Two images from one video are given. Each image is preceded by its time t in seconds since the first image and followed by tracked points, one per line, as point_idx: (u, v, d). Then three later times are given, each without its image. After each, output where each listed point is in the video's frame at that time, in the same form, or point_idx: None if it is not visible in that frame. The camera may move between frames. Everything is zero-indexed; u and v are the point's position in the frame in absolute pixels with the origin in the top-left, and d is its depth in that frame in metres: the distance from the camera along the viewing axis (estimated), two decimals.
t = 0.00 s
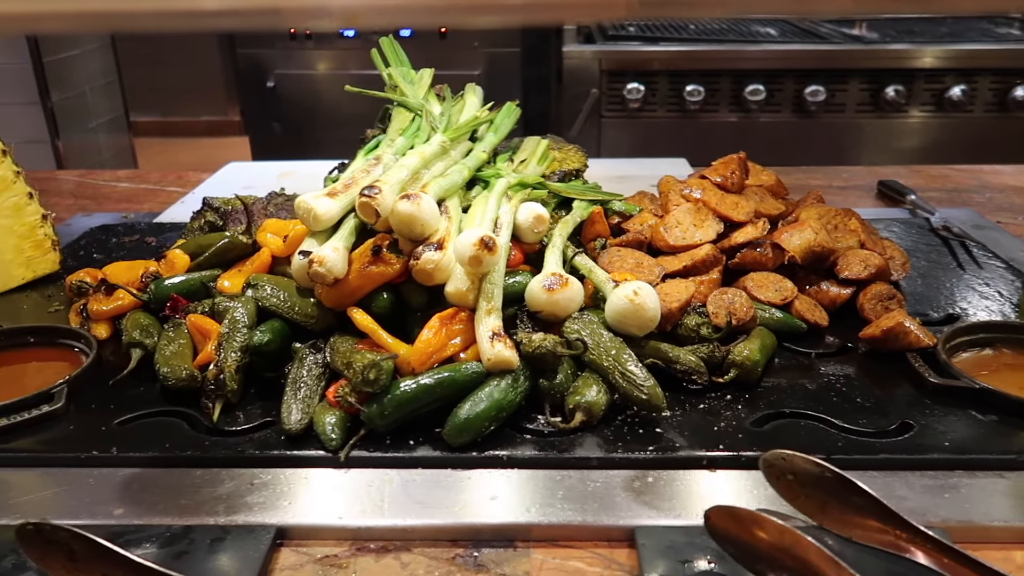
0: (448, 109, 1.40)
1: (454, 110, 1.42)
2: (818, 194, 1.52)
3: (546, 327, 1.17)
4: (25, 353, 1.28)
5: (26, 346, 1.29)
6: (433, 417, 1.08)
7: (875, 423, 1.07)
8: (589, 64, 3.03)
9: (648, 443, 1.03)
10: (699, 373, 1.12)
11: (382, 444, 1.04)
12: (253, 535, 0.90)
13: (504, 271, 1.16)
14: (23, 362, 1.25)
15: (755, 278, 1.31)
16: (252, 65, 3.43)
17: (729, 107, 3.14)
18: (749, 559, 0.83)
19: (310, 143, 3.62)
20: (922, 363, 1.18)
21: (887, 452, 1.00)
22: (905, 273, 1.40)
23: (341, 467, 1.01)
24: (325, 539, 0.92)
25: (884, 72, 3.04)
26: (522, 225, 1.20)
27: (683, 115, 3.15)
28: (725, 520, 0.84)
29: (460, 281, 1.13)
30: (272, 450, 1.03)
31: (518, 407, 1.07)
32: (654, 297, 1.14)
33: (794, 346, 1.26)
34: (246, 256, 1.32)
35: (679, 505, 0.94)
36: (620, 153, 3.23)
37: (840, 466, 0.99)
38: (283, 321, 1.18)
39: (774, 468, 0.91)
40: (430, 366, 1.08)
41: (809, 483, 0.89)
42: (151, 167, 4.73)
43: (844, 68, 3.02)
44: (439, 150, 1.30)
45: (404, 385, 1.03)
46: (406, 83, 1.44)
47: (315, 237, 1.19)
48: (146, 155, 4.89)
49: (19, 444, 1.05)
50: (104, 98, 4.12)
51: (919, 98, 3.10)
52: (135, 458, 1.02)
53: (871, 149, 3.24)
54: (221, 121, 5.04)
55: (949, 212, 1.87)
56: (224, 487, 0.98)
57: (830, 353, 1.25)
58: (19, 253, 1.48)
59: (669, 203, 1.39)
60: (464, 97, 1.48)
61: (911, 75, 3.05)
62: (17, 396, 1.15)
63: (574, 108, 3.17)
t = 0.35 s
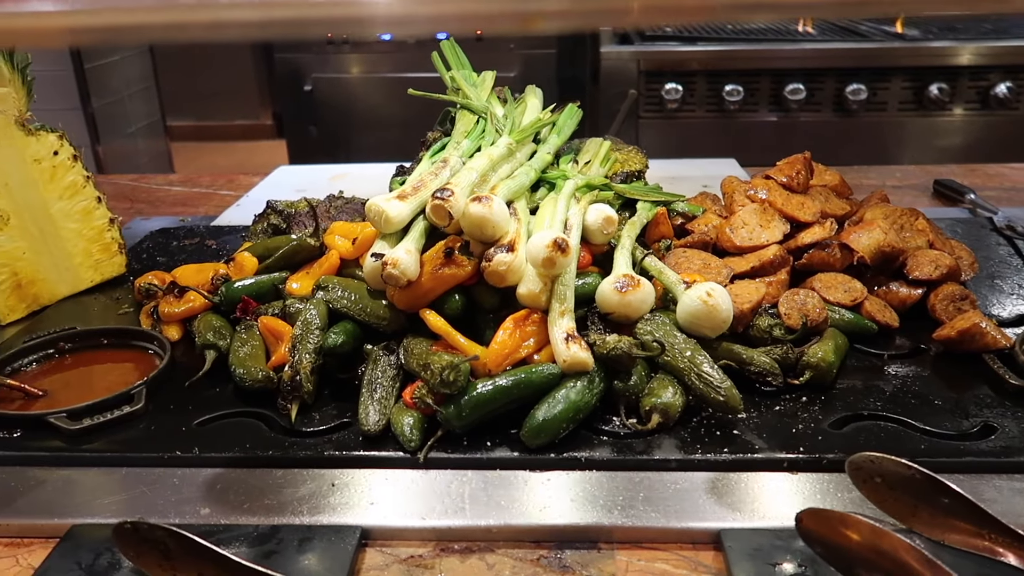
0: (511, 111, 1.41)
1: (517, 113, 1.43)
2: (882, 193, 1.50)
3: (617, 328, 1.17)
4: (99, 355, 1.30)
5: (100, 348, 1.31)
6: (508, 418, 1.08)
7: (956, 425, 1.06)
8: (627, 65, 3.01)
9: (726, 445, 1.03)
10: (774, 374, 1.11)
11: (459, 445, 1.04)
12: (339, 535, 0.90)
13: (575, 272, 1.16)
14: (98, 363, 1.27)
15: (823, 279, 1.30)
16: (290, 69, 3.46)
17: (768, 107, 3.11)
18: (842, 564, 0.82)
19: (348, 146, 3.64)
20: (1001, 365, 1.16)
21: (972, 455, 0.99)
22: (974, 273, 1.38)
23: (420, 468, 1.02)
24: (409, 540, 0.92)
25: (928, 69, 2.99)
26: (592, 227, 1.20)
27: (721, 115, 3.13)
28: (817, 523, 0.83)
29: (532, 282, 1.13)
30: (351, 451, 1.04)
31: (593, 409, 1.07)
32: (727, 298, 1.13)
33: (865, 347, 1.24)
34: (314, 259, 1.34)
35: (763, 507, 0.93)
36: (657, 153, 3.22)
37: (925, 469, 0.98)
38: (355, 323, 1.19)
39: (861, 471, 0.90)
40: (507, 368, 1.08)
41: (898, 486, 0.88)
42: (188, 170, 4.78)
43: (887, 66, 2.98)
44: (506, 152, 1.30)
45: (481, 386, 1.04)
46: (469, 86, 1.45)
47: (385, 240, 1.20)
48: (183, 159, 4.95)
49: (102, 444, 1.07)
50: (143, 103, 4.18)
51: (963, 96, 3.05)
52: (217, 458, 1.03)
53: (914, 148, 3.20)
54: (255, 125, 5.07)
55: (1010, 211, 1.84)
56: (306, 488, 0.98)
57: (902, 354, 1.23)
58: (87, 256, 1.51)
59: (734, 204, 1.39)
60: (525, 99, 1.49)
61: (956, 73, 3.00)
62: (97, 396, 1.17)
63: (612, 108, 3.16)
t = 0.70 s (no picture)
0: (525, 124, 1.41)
1: (530, 126, 1.43)
2: (893, 200, 1.51)
3: (638, 339, 1.17)
4: (117, 373, 1.30)
5: (117, 366, 1.31)
6: (532, 431, 1.08)
7: (979, 431, 1.06)
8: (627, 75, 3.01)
9: (752, 455, 1.03)
10: (795, 383, 1.11)
11: (485, 459, 1.04)
12: (370, 551, 0.90)
13: (595, 284, 1.16)
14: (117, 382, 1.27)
15: (839, 287, 1.30)
16: (289, 83, 3.46)
17: (767, 114, 3.11)
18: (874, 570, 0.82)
19: (348, 158, 3.63)
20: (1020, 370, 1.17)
21: (998, 461, 0.99)
22: (987, 278, 1.40)
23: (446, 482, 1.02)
24: (439, 555, 0.92)
25: (926, 75, 3.01)
26: (610, 239, 1.20)
27: (722, 123, 3.14)
28: (852, 533, 0.83)
29: (553, 295, 1.13)
30: (377, 466, 1.04)
31: (617, 420, 1.07)
32: (747, 308, 1.14)
33: (883, 354, 1.25)
34: (331, 274, 1.35)
35: (792, 517, 0.93)
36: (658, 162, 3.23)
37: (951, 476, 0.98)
38: (376, 338, 1.19)
39: (889, 479, 0.91)
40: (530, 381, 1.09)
41: (927, 493, 0.89)
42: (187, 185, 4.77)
43: (885, 72, 2.99)
44: (522, 165, 1.31)
45: (505, 399, 1.04)
46: (483, 101, 1.46)
47: (404, 254, 1.20)
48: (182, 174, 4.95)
49: (126, 463, 1.07)
50: (140, 119, 4.17)
51: (961, 100, 3.07)
52: (243, 476, 1.03)
53: (912, 152, 3.22)
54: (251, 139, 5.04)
55: (1017, 215, 1.85)
56: (334, 504, 0.98)
57: (919, 360, 1.24)
58: (102, 274, 1.51)
59: (749, 213, 1.39)
60: (538, 112, 1.50)
61: (953, 78, 3.02)
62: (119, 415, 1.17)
63: (612, 118, 3.15)
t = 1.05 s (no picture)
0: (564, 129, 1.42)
1: (568, 130, 1.44)
2: (930, 203, 1.51)
3: (685, 343, 1.17)
4: (160, 378, 1.30)
5: (160, 372, 1.31)
6: (585, 435, 1.08)
7: None
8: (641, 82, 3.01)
9: (807, 457, 1.03)
10: (845, 386, 1.11)
11: (539, 462, 1.04)
12: (433, 554, 0.90)
13: (642, 287, 1.16)
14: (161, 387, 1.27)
15: (882, 290, 1.30)
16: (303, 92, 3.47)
17: (782, 121, 3.12)
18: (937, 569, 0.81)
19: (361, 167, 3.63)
20: None
21: None
22: None
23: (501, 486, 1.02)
24: (499, 558, 0.92)
25: (941, 81, 3.01)
26: (655, 242, 1.20)
27: (737, 130, 3.13)
28: (923, 536, 0.83)
29: (601, 298, 1.13)
30: (430, 470, 1.04)
31: (669, 424, 1.07)
32: (797, 311, 1.13)
33: (929, 357, 1.24)
34: (373, 280, 1.35)
35: (853, 519, 0.93)
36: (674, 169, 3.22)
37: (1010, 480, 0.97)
38: (422, 342, 1.19)
39: (952, 481, 0.92)
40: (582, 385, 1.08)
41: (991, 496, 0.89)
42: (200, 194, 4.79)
43: (900, 78, 2.99)
44: (564, 169, 1.31)
45: (559, 403, 1.04)
46: (520, 106, 1.46)
47: (450, 259, 1.21)
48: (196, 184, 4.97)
49: (178, 467, 1.07)
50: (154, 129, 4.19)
51: (976, 106, 3.06)
52: (297, 479, 1.04)
53: (928, 158, 3.21)
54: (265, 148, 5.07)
55: None
56: (390, 509, 0.99)
57: (966, 363, 1.23)
58: (140, 280, 1.51)
59: (789, 217, 1.39)
60: (574, 117, 1.50)
61: (968, 84, 3.01)
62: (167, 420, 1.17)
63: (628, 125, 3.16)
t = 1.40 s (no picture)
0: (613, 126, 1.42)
1: (617, 127, 1.44)
2: (980, 201, 1.50)
3: (742, 338, 1.16)
4: (215, 373, 1.31)
5: (214, 367, 1.32)
6: (646, 429, 1.09)
7: None
8: (665, 84, 3.01)
9: (872, 453, 1.02)
10: (907, 382, 1.11)
11: (602, 457, 1.04)
12: (504, 546, 0.91)
13: (699, 283, 1.16)
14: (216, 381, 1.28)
15: (935, 287, 1.29)
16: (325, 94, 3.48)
17: (806, 122, 3.11)
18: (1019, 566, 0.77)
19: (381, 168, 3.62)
20: None
21: None
22: None
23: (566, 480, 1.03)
24: (568, 551, 0.92)
25: (967, 82, 2.98)
26: (711, 238, 1.20)
27: (760, 131, 3.12)
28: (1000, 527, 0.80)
29: (660, 293, 1.13)
30: (494, 464, 1.05)
31: (732, 419, 1.07)
32: (857, 307, 1.13)
33: (986, 354, 1.23)
34: (424, 276, 1.36)
35: (923, 514, 0.93)
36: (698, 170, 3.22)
37: None
38: (479, 338, 1.19)
39: None
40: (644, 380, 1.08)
41: None
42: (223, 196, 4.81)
43: (925, 80, 2.97)
44: (617, 165, 1.31)
45: (622, 397, 1.04)
46: (569, 103, 1.47)
47: (506, 254, 1.21)
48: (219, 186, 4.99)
49: (240, 461, 1.08)
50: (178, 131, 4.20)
51: (1003, 108, 3.04)
52: (362, 473, 1.04)
53: (954, 160, 3.19)
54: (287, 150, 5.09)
55: None
56: (456, 502, 0.99)
57: None
58: (188, 277, 1.52)
59: (840, 214, 1.39)
60: (621, 114, 1.50)
61: (995, 85, 2.99)
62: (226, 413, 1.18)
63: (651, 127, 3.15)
